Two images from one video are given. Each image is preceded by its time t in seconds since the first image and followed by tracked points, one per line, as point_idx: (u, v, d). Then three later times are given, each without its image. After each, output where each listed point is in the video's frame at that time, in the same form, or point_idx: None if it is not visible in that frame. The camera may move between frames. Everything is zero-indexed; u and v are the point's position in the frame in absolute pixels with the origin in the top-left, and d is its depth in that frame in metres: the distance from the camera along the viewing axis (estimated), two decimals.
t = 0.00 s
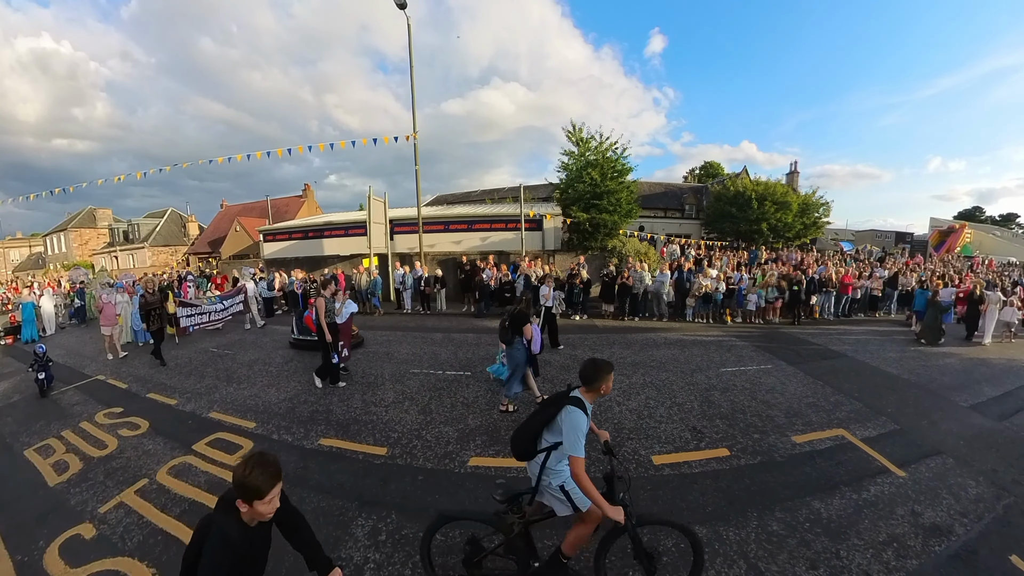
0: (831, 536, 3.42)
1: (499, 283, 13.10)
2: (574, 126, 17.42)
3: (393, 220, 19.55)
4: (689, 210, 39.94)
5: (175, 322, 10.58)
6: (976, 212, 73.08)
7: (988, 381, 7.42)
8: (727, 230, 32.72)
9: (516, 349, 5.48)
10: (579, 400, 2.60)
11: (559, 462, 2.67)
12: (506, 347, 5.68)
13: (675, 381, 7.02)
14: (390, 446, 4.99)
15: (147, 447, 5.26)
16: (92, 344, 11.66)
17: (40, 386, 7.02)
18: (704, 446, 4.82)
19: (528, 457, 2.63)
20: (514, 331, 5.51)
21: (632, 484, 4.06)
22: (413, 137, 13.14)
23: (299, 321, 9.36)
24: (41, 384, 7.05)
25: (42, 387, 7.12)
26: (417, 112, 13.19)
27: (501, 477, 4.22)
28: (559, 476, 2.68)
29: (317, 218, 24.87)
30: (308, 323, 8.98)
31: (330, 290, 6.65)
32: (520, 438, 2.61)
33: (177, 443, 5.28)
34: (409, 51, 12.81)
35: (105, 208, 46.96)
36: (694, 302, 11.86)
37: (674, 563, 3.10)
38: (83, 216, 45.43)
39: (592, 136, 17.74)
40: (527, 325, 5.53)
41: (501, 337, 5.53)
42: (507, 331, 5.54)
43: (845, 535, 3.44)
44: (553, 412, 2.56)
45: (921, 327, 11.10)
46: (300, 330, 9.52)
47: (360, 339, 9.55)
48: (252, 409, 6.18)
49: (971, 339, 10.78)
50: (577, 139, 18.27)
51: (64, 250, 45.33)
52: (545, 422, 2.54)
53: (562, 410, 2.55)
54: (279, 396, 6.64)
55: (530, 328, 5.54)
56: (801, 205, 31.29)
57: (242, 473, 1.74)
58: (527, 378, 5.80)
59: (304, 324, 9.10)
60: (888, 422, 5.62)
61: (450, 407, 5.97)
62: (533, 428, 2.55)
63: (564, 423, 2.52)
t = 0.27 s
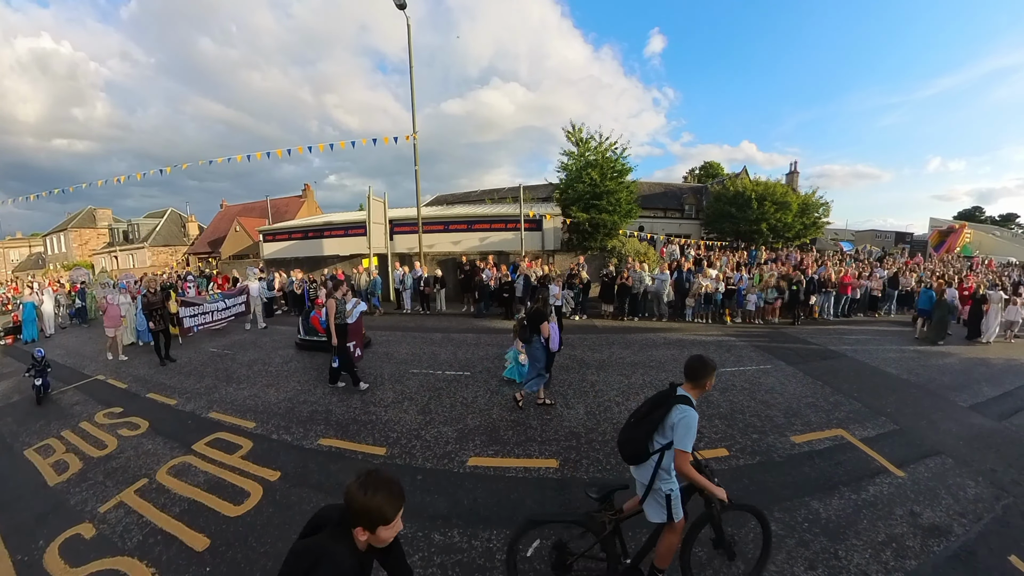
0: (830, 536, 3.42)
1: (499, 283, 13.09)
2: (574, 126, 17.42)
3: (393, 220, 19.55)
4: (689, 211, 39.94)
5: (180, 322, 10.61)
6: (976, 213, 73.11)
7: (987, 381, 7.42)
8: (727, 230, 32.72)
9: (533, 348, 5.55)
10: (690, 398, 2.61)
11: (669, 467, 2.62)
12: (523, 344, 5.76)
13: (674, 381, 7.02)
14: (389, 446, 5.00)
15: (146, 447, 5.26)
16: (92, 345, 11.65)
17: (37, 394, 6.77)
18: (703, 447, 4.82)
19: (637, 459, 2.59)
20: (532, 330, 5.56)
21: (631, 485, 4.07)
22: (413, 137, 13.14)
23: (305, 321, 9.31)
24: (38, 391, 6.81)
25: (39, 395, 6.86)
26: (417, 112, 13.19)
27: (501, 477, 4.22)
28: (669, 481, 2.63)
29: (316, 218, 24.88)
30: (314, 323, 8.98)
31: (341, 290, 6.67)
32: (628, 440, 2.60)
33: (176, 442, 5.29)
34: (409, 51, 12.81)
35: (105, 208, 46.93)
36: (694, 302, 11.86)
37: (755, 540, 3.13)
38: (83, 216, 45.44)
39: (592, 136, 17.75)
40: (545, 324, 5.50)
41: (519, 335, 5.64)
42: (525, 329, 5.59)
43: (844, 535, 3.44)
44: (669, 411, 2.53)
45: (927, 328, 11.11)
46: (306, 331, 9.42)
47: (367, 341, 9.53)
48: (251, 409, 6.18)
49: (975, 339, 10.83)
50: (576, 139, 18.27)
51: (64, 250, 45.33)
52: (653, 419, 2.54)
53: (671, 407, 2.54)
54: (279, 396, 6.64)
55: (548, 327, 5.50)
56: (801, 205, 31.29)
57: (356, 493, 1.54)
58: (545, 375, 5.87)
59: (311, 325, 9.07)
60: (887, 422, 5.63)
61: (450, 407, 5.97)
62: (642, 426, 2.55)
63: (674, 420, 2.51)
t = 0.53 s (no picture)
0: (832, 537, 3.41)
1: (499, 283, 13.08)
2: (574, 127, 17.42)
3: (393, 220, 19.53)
4: (689, 211, 39.93)
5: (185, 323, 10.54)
6: (976, 213, 73.13)
7: (988, 381, 7.41)
8: (727, 230, 32.72)
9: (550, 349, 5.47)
10: (782, 406, 2.84)
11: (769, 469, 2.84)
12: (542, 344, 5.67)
13: (674, 381, 7.02)
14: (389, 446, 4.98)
15: (146, 447, 5.25)
16: (92, 345, 11.64)
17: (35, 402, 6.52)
18: (704, 447, 4.82)
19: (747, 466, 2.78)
20: (548, 330, 5.45)
21: (632, 485, 4.05)
22: (413, 137, 13.14)
23: (313, 321, 9.21)
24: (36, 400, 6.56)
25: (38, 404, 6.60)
26: (417, 112, 13.19)
27: (501, 478, 4.20)
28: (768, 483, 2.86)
29: (316, 218, 24.88)
30: (322, 324, 8.98)
31: (354, 289, 6.54)
32: (736, 448, 2.77)
33: (176, 443, 5.27)
34: (409, 51, 12.81)
35: (104, 208, 46.89)
36: (694, 302, 11.86)
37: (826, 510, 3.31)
38: (83, 216, 45.41)
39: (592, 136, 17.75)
40: (561, 325, 5.35)
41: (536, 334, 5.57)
42: (542, 329, 5.51)
43: (845, 536, 3.43)
44: (768, 420, 2.75)
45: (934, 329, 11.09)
46: (313, 332, 9.27)
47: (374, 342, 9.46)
48: (251, 409, 6.17)
49: (979, 339, 10.89)
50: (576, 139, 18.27)
51: (64, 250, 45.30)
52: (761, 428, 2.74)
53: (774, 415, 2.77)
54: (279, 396, 6.63)
55: (564, 327, 5.34)
56: (801, 205, 31.28)
57: (521, 502, 1.48)
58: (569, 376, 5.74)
59: (318, 325, 9.02)
60: (888, 422, 5.62)
61: (450, 407, 5.97)
62: (752, 435, 2.73)
63: (780, 427, 2.74)
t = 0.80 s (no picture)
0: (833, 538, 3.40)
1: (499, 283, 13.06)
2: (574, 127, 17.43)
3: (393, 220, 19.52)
4: (688, 211, 39.94)
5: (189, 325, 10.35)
6: (975, 213, 73.16)
7: (988, 381, 7.41)
8: (727, 230, 32.72)
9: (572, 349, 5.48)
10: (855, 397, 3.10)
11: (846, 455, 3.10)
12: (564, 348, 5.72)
13: (674, 381, 7.02)
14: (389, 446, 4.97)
15: (146, 447, 5.24)
16: (92, 345, 11.63)
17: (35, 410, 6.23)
18: (704, 447, 4.81)
19: (821, 451, 3.08)
20: (571, 331, 5.52)
21: (632, 485, 4.05)
22: (412, 137, 13.14)
23: (320, 321, 9.12)
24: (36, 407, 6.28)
25: (38, 411, 6.31)
26: (417, 112, 13.19)
27: (501, 478, 4.20)
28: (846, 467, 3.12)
29: (316, 219, 24.87)
30: (330, 324, 8.96)
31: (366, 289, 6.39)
32: (812, 436, 3.08)
33: (176, 443, 5.26)
34: (409, 51, 12.82)
35: (104, 208, 46.85)
36: (694, 302, 11.85)
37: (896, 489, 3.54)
38: (83, 216, 45.42)
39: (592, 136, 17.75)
40: (585, 325, 5.42)
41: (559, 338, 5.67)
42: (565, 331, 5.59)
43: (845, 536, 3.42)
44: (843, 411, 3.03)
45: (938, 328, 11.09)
46: (319, 332, 9.17)
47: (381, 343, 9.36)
48: (250, 409, 6.16)
49: (983, 339, 10.90)
50: (576, 139, 18.26)
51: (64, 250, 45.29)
52: (832, 418, 3.02)
53: (846, 405, 3.04)
54: (278, 396, 6.62)
55: (588, 328, 5.42)
56: (800, 204, 31.28)
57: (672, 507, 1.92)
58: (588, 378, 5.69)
59: (325, 326, 8.96)
60: (888, 422, 5.61)
61: (450, 407, 5.97)
62: (823, 424, 3.03)
63: (854, 416, 3.00)
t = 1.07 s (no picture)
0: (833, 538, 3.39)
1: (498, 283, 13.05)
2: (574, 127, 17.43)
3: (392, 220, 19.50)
4: (688, 211, 39.94)
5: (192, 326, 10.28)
6: (974, 213, 73.31)
7: (988, 381, 7.40)
8: (727, 230, 32.72)
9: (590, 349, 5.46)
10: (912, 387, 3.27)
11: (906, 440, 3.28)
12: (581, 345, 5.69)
13: (674, 381, 7.02)
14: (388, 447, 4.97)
15: (145, 447, 5.24)
16: (90, 345, 11.60)
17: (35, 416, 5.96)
18: (704, 447, 4.80)
19: (886, 439, 3.24)
20: (590, 331, 5.46)
21: (632, 485, 4.04)
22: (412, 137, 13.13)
23: (325, 323, 9.07)
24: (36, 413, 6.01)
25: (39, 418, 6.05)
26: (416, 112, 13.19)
27: (501, 478, 4.20)
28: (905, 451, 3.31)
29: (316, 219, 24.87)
30: (337, 325, 8.94)
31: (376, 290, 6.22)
32: (876, 426, 3.26)
33: (175, 444, 5.25)
34: (408, 52, 12.82)
35: (103, 208, 46.77)
36: (694, 302, 11.85)
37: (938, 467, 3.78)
38: (83, 216, 45.40)
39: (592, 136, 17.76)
40: (603, 325, 5.37)
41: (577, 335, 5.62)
42: (583, 330, 5.53)
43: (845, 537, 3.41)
44: (903, 400, 3.20)
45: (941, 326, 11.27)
46: (325, 333, 9.13)
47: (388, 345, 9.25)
48: (249, 410, 6.15)
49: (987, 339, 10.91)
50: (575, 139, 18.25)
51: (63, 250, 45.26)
52: (896, 408, 3.19)
53: (907, 396, 3.20)
54: (277, 397, 6.60)
55: (606, 328, 5.36)
56: (800, 205, 31.28)
57: (783, 464, 2.13)
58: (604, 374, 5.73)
59: (332, 326, 8.91)
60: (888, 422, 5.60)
61: (449, 408, 5.96)
62: (887, 415, 3.21)
63: (915, 405, 3.17)
